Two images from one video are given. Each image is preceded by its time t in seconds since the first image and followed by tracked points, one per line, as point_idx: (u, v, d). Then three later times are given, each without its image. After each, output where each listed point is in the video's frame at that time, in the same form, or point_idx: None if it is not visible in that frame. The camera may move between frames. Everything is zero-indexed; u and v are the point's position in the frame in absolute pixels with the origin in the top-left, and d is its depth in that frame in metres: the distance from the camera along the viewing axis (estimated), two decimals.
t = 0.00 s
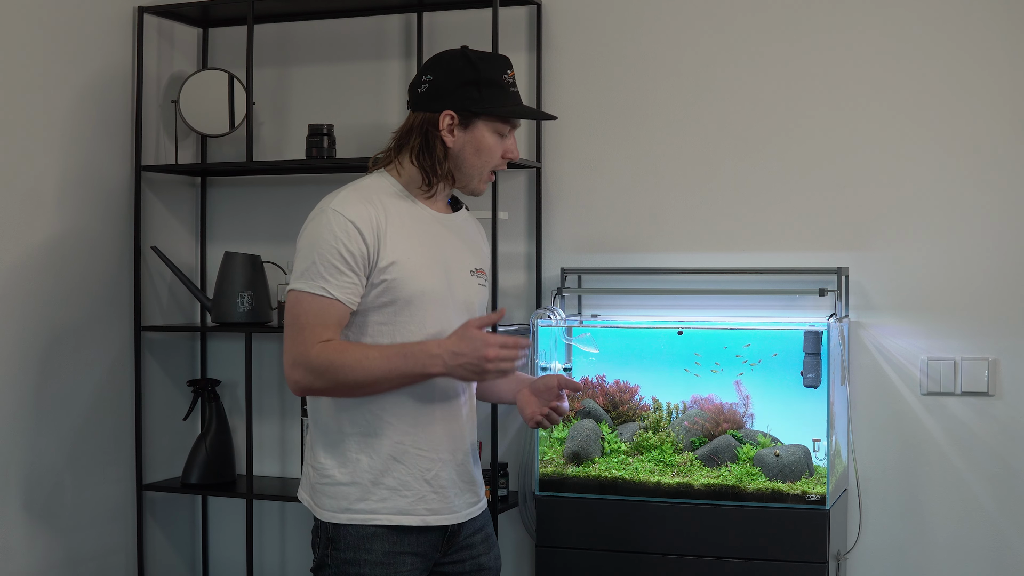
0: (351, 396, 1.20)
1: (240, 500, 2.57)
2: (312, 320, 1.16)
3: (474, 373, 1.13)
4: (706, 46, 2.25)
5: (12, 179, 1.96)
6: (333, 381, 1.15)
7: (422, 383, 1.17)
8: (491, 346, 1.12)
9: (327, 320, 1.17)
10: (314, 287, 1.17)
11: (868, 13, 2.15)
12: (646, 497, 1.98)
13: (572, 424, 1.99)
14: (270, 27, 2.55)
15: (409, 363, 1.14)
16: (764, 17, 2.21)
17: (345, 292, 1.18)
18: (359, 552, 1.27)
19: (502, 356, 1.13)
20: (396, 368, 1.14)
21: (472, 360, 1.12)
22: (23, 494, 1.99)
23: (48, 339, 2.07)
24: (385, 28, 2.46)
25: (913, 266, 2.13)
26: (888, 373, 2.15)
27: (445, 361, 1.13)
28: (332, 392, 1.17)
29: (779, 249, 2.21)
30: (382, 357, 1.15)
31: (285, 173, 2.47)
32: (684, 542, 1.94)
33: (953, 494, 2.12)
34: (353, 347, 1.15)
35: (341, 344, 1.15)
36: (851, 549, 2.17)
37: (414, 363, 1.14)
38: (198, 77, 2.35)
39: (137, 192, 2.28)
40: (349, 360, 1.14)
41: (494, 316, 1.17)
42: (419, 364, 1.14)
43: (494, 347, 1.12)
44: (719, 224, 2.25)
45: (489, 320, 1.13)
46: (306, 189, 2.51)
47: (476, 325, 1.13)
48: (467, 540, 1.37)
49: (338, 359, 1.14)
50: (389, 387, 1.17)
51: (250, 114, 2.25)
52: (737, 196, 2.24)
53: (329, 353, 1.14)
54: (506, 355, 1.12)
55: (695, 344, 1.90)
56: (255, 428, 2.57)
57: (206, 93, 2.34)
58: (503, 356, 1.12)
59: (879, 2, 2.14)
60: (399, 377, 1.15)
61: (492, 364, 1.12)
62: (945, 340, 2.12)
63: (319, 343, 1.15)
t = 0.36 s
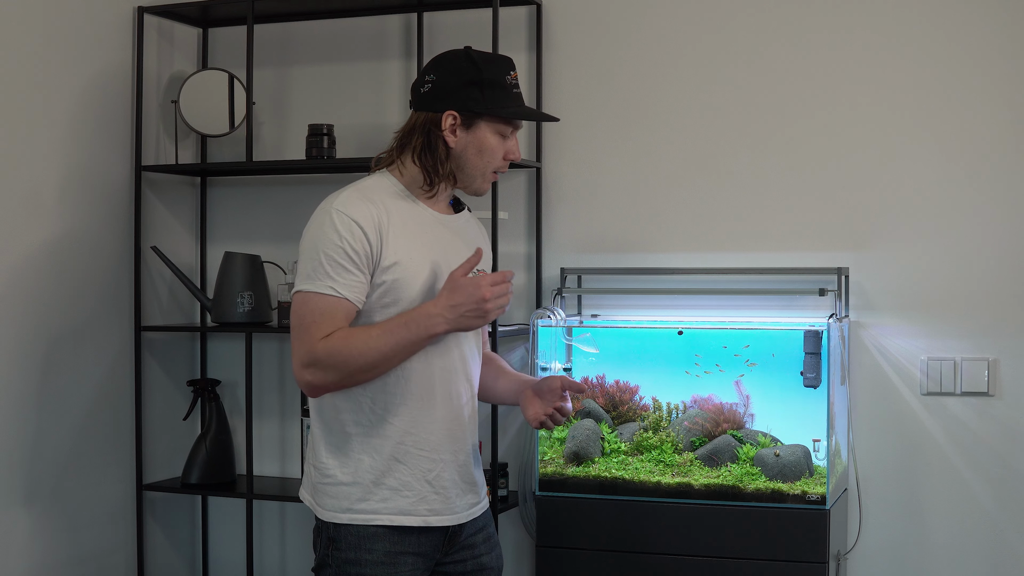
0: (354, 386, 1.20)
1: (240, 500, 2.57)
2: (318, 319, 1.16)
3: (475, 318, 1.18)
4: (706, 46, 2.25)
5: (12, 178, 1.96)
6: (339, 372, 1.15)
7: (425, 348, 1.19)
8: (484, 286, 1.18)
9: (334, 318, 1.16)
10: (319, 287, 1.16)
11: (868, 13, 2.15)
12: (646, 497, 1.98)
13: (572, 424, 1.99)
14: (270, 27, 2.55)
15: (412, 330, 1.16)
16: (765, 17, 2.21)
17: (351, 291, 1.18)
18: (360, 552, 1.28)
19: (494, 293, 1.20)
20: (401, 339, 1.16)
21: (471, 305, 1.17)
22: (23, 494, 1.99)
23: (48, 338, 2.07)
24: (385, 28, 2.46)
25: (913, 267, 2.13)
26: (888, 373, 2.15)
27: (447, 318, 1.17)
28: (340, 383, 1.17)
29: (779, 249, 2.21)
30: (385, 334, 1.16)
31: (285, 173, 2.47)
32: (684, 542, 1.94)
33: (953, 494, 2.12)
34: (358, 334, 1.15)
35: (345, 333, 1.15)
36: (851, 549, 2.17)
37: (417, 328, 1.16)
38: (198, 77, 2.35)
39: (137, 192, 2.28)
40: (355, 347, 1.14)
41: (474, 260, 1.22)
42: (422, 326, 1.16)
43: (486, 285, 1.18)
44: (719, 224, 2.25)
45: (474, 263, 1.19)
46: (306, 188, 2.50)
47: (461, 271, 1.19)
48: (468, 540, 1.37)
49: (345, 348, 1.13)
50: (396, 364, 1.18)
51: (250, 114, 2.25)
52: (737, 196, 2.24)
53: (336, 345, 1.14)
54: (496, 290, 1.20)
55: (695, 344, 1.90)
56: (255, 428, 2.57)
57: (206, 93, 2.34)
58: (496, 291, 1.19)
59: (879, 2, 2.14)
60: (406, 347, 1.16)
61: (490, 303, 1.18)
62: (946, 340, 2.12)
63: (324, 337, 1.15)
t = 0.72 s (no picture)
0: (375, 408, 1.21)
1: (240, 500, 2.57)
2: (337, 326, 1.16)
3: (503, 399, 1.19)
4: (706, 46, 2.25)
5: (12, 179, 1.96)
6: (364, 392, 1.16)
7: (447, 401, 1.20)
8: (521, 375, 1.18)
9: (350, 324, 1.17)
10: (334, 290, 1.16)
11: (868, 13, 2.15)
12: (646, 497, 1.98)
13: (572, 424, 1.99)
14: (270, 27, 2.55)
15: (440, 384, 1.17)
16: (765, 17, 2.21)
17: (365, 294, 1.18)
18: (363, 553, 1.28)
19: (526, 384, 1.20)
20: (427, 390, 1.17)
21: (505, 388, 1.17)
22: (23, 495, 1.99)
23: (48, 338, 2.07)
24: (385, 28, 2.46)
25: (913, 267, 2.13)
26: (888, 373, 2.15)
27: (476, 387, 1.17)
28: (359, 402, 1.18)
29: (779, 249, 2.21)
30: (413, 375, 1.17)
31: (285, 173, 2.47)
32: (685, 542, 1.94)
33: (953, 494, 2.12)
34: (383, 359, 1.17)
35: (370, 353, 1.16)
36: (851, 549, 2.17)
37: (445, 386, 1.17)
38: (198, 77, 2.35)
39: (137, 192, 2.28)
40: (382, 373, 1.16)
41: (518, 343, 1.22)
42: (451, 388, 1.17)
43: (526, 375, 1.18)
44: (719, 224, 2.25)
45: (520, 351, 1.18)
46: (306, 189, 2.51)
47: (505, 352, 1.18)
48: (471, 540, 1.37)
49: (371, 370, 1.15)
50: (418, 403, 1.19)
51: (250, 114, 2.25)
52: (737, 196, 2.24)
53: (361, 363, 1.15)
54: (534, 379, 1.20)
55: (695, 344, 1.90)
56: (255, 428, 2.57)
57: (206, 93, 2.34)
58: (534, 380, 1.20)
59: (879, 2, 2.14)
60: (430, 396, 1.17)
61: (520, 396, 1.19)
62: (945, 340, 2.12)
63: (350, 351, 1.15)
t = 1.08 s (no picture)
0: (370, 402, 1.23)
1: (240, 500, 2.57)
2: (329, 322, 1.17)
3: (494, 384, 1.23)
4: (706, 46, 2.25)
5: (12, 179, 1.96)
6: (355, 386, 1.18)
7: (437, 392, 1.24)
8: (512, 361, 1.22)
9: (344, 321, 1.18)
10: (327, 287, 1.17)
11: (869, 13, 2.15)
12: (646, 497, 1.98)
13: (572, 424, 1.99)
14: (270, 27, 2.55)
15: (432, 373, 1.20)
16: (766, 17, 2.21)
17: (359, 291, 1.19)
18: (369, 554, 1.28)
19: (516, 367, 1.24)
20: (419, 381, 1.20)
21: (496, 374, 1.22)
22: (23, 495, 1.99)
23: (49, 338, 2.07)
24: (385, 28, 2.46)
25: (913, 267, 2.13)
26: (888, 373, 2.15)
27: (466, 375, 1.21)
28: (352, 397, 1.20)
29: (779, 249, 2.21)
30: (404, 367, 1.20)
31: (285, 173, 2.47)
32: (685, 542, 1.94)
33: (953, 494, 2.12)
34: (374, 353, 1.19)
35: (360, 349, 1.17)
36: (851, 549, 2.17)
37: (437, 375, 1.20)
38: (198, 77, 2.35)
39: (137, 192, 2.29)
40: (373, 369, 1.17)
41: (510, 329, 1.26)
42: (443, 377, 1.21)
43: (517, 361, 1.23)
44: (719, 224, 2.25)
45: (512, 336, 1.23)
46: (306, 189, 2.51)
47: (498, 339, 1.23)
48: (478, 541, 1.37)
49: (362, 365, 1.17)
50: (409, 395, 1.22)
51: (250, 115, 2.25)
52: (737, 196, 2.24)
53: (352, 358, 1.16)
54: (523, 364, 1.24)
55: (695, 344, 1.90)
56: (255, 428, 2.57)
57: (206, 93, 2.34)
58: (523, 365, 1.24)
59: (879, 2, 2.14)
60: (420, 388, 1.20)
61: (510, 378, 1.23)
62: (945, 340, 2.12)
63: (339, 346, 1.17)
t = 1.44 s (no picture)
0: (368, 400, 1.28)
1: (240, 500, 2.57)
2: (318, 320, 1.24)
3: (483, 375, 1.25)
4: (706, 46, 2.25)
5: (12, 179, 1.96)
6: (345, 383, 1.23)
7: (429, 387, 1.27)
8: (497, 351, 1.23)
9: (333, 320, 1.24)
10: (315, 287, 1.24)
11: (869, 13, 2.15)
12: (646, 497, 1.98)
13: (572, 424, 1.99)
14: (270, 27, 2.55)
15: (420, 367, 1.24)
16: (766, 17, 2.21)
17: (347, 289, 1.25)
18: (374, 555, 1.29)
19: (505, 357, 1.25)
20: (409, 375, 1.24)
21: (483, 364, 1.24)
22: (24, 495, 1.99)
23: (49, 338, 2.07)
24: (385, 28, 2.46)
25: (912, 267, 2.13)
26: (888, 373, 2.15)
27: (454, 367, 1.24)
28: (345, 394, 1.25)
29: (779, 249, 2.21)
30: (391, 362, 1.24)
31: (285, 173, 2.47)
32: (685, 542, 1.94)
33: (953, 494, 2.12)
34: (361, 349, 1.23)
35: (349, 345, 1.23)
36: (851, 549, 2.17)
37: (425, 369, 1.24)
38: (198, 77, 2.34)
39: (137, 192, 2.29)
40: (359, 364, 1.22)
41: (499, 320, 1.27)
42: (433, 370, 1.24)
43: (503, 350, 1.24)
44: (719, 224, 2.25)
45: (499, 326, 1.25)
46: (306, 188, 2.51)
47: (486, 330, 1.24)
48: (489, 543, 1.37)
49: (348, 361, 1.22)
50: (401, 390, 1.26)
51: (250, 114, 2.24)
52: (737, 196, 2.24)
53: (338, 355, 1.21)
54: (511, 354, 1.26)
55: (695, 344, 1.90)
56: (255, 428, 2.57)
57: (206, 93, 2.34)
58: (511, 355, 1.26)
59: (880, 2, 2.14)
60: (410, 382, 1.24)
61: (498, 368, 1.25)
62: (945, 340, 2.12)
63: (328, 344, 1.23)
